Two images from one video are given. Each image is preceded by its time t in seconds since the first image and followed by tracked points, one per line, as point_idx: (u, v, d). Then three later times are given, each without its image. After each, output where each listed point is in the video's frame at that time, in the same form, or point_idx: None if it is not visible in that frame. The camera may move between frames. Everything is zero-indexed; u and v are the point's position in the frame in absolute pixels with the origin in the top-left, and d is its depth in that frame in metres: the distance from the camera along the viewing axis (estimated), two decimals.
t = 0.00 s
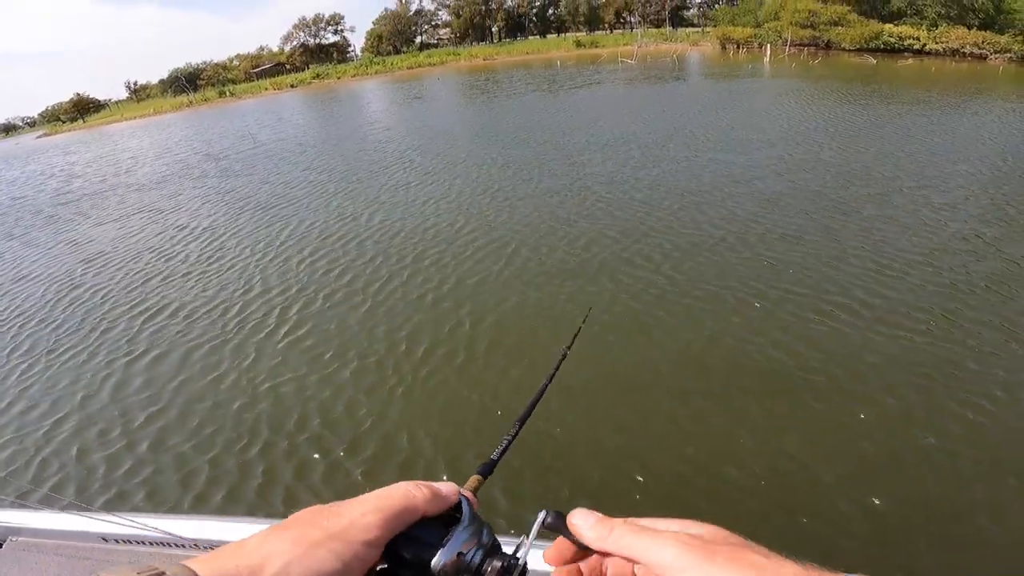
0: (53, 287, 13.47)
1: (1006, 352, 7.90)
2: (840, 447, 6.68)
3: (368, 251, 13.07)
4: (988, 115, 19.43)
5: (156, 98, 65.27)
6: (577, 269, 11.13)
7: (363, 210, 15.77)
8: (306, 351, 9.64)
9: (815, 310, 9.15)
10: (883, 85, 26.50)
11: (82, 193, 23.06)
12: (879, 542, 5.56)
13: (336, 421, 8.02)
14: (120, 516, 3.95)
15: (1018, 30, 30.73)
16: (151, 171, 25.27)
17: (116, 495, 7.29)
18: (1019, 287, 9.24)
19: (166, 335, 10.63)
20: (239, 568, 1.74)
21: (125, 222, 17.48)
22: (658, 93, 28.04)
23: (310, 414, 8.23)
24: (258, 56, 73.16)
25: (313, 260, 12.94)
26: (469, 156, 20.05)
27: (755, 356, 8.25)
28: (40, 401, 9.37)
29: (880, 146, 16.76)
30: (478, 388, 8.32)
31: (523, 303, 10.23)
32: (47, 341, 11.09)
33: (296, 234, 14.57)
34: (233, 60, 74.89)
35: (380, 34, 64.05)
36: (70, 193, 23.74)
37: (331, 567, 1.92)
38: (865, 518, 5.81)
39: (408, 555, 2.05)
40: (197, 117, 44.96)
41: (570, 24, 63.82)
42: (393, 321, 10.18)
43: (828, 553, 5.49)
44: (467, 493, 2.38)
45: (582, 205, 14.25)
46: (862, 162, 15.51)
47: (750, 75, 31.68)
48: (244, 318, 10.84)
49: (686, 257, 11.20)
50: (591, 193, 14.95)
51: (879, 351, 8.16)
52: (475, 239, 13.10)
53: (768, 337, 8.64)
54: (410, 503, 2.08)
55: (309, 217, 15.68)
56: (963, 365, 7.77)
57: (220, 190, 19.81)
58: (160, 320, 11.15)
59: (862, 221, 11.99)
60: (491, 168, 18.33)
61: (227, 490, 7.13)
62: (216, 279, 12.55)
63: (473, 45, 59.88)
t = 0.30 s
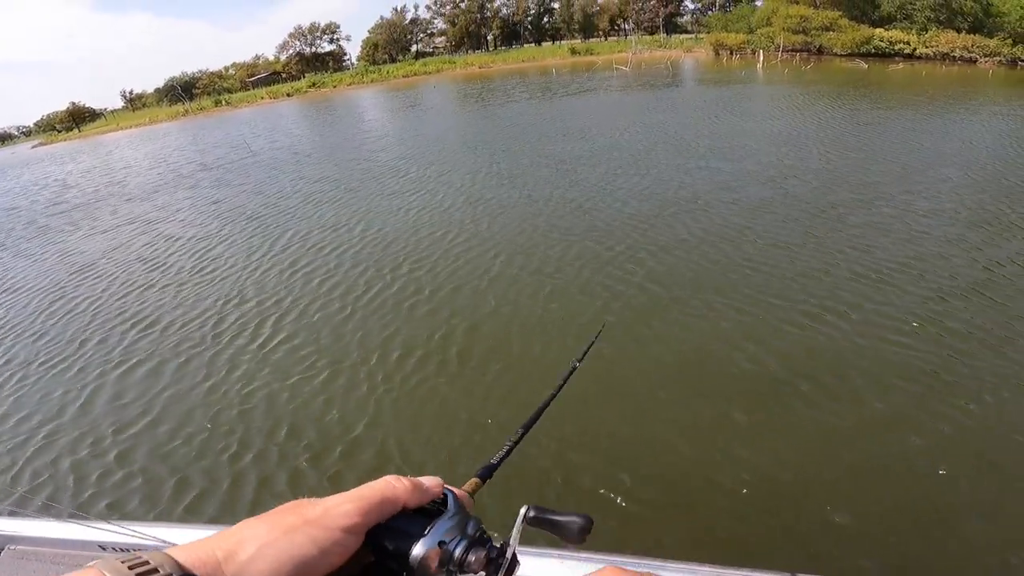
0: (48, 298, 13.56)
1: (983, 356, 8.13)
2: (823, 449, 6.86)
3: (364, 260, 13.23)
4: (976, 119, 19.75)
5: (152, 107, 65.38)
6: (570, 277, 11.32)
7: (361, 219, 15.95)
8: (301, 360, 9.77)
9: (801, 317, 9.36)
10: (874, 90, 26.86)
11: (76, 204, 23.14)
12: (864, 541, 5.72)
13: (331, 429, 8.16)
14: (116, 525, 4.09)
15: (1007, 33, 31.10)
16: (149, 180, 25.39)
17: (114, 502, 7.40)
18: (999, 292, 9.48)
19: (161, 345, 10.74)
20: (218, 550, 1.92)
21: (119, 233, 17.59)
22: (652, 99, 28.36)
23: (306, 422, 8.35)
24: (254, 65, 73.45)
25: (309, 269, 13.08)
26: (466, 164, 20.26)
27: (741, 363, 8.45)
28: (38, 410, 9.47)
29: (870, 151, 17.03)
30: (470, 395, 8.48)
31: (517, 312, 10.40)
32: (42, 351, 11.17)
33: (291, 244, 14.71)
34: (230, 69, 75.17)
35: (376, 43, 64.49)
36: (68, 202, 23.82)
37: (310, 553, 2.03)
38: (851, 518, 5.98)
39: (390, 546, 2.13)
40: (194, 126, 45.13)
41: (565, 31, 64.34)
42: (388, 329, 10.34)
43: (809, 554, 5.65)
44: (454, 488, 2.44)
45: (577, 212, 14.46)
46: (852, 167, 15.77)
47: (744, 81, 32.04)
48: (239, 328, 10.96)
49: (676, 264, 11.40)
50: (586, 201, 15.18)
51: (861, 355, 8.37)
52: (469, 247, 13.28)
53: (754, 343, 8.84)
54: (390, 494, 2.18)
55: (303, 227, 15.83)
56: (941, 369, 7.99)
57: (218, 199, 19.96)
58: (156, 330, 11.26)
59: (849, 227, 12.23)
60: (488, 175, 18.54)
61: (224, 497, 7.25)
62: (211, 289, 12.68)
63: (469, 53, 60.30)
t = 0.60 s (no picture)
0: (39, 303, 13.52)
1: (973, 356, 8.22)
2: (811, 449, 6.93)
3: (359, 263, 13.28)
4: (971, 119, 19.87)
5: (150, 110, 65.44)
6: (564, 279, 11.39)
7: (359, 222, 15.99)
8: (296, 363, 9.80)
9: (793, 318, 9.44)
10: (868, 91, 27.01)
11: (69, 208, 23.09)
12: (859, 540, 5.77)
13: (327, 431, 8.19)
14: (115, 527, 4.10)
15: (1001, 33, 31.26)
16: (147, 184, 25.40)
17: (109, 504, 7.42)
18: (988, 293, 9.58)
19: (155, 350, 10.73)
20: (215, 564, 1.84)
21: (112, 237, 17.54)
22: (650, 101, 28.50)
23: (301, 425, 8.38)
24: (252, 68, 73.60)
25: (304, 273, 13.09)
26: (464, 166, 20.33)
27: (732, 364, 8.52)
28: (33, 414, 9.47)
29: (865, 152, 17.15)
30: (464, 397, 8.53)
31: (511, 314, 10.46)
32: (41, 354, 11.17)
33: (285, 248, 14.70)
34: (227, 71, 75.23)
35: (373, 46, 64.72)
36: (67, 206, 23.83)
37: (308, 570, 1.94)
38: (846, 518, 6.04)
39: (387, 566, 2.03)
40: (192, 129, 45.19)
41: (561, 33, 64.58)
42: (383, 332, 10.39)
43: (800, 551, 5.74)
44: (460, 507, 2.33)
45: (575, 214, 14.54)
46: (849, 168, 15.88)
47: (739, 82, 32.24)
48: (234, 332, 10.97)
49: (670, 266, 11.47)
50: (584, 202, 15.25)
51: (851, 356, 8.46)
52: (464, 249, 13.34)
53: (746, 344, 8.92)
54: (390, 513, 2.09)
55: (297, 231, 15.82)
56: (930, 369, 8.08)
57: (217, 202, 20.00)
58: (150, 335, 11.25)
59: (840, 228, 12.33)
60: (486, 178, 18.60)
61: (219, 498, 7.27)
62: (204, 294, 12.66)
63: (465, 55, 60.43)
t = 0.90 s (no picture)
0: (38, 307, 13.52)
1: (976, 354, 8.21)
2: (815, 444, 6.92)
3: (360, 265, 13.32)
4: (972, 119, 19.86)
5: (151, 112, 65.58)
6: (564, 279, 11.42)
7: (360, 223, 16.02)
8: (297, 363, 9.84)
9: (792, 315, 9.46)
10: (867, 91, 27.04)
11: (70, 211, 23.14)
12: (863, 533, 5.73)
13: (328, 430, 8.23)
14: (118, 528, 4.14)
15: (1001, 33, 31.23)
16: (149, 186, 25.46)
17: (111, 504, 7.46)
18: (986, 291, 9.60)
19: (154, 353, 10.74)
20: (219, 563, 1.85)
21: (112, 241, 17.56)
22: (651, 101, 28.55)
23: (301, 424, 8.41)
24: (254, 71, 73.74)
25: (303, 274, 13.11)
26: (464, 168, 20.35)
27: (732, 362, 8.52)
28: (35, 415, 9.52)
29: (866, 152, 17.16)
30: (465, 396, 8.55)
31: (511, 313, 10.49)
32: (43, 356, 11.21)
33: (283, 250, 14.72)
34: (228, 74, 75.38)
35: (374, 48, 64.93)
36: (68, 208, 23.88)
37: (315, 565, 1.96)
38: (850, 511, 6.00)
39: (396, 561, 2.07)
40: (193, 132, 45.31)
41: (561, 34, 64.69)
42: (383, 332, 10.43)
43: (804, 543, 5.69)
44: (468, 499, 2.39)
45: (576, 214, 14.56)
46: (850, 168, 15.89)
47: (740, 83, 32.26)
48: (233, 333, 10.98)
49: (669, 266, 11.50)
50: (585, 203, 15.27)
51: (851, 353, 8.47)
52: (464, 250, 13.38)
53: (745, 341, 8.93)
54: (399, 508, 2.14)
55: (296, 233, 15.84)
56: (928, 364, 8.09)
57: (218, 204, 20.04)
58: (151, 336, 11.27)
59: (840, 227, 12.36)
60: (487, 179, 18.63)
61: (221, 496, 7.31)
62: (203, 296, 12.66)
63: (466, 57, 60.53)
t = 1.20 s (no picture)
0: (35, 308, 13.51)
1: (972, 353, 8.23)
2: (810, 444, 6.92)
3: (358, 264, 13.32)
4: (970, 119, 19.90)
5: (151, 112, 65.53)
6: (562, 279, 11.41)
7: (358, 223, 16.04)
8: (295, 362, 9.83)
9: (789, 315, 9.45)
10: (867, 91, 27.02)
11: (68, 211, 23.13)
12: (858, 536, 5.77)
13: (326, 430, 8.23)
14: (118, 528, 4.18)
15: (1000, 32, 31.26)
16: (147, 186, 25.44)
17: (109, 504, 7.47)
18: (982, 290, 9.58)
19: (151, 352, 10.74)
20: (211, 557, 1.85)
21: (109, 240, 17.57)
22: (650, 101, 28.58)
23: (299, 423, 8.43)
24: (253, 70, 73.69)
25: (300, 274, 13.10)
26: (463, 168, 20.35)
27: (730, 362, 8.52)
28: (33, 415, 9.52)
29: (865, 151, 17.19)
30: (462, 395, 8.54)
31: (509, 313, 10.48)
32: (40, 357, 11.20)
33: (280, 250, 14.73)
34: (227, 74, 75.27)
35: (373, 48, 64.94)
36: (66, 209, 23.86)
37: (306, 552, 1.94)
38: (846, 514, 6.02)
39: (387, 546, 2.10)
40: (193, 132, 45.31)
41: (561, 34, 64.70)
42: (380, 332, 10.42)
43: (800, 546, 5.72)
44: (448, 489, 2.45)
45: (575, 214, 14.58)
46: (849, 167, 15.92)
47: (739, 83, 32.28)
48: (231, 332, 10.97)
49: (667, 265, 11.49)
50: (584, 202, 15.29)
51: (847, 353, 8.47)
52: (463, 250, 13.37)
53: (742, 340, 8.94)
54: (382, 494, 2.18)
55: (293, 233, 15.85)
56: (924, 365, 8.09)
57: (215, 204, 20.03)
58: (148, 337, 11.26)
59: (838, 226, 12.38)
60: (486, 178, 18.64)
61: (218, 496, 7.30)
62: (200, 296, 12.67)
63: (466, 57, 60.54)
